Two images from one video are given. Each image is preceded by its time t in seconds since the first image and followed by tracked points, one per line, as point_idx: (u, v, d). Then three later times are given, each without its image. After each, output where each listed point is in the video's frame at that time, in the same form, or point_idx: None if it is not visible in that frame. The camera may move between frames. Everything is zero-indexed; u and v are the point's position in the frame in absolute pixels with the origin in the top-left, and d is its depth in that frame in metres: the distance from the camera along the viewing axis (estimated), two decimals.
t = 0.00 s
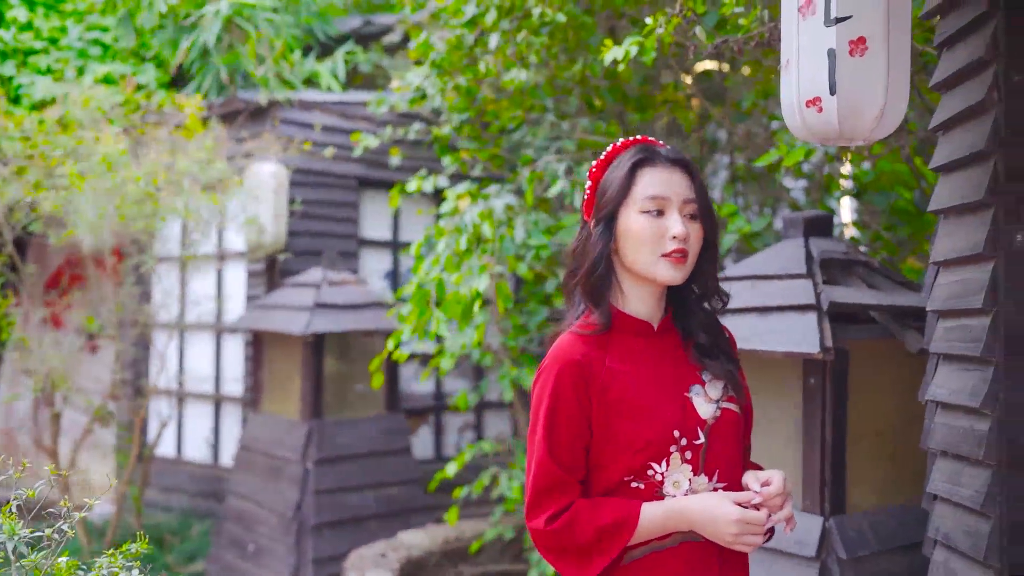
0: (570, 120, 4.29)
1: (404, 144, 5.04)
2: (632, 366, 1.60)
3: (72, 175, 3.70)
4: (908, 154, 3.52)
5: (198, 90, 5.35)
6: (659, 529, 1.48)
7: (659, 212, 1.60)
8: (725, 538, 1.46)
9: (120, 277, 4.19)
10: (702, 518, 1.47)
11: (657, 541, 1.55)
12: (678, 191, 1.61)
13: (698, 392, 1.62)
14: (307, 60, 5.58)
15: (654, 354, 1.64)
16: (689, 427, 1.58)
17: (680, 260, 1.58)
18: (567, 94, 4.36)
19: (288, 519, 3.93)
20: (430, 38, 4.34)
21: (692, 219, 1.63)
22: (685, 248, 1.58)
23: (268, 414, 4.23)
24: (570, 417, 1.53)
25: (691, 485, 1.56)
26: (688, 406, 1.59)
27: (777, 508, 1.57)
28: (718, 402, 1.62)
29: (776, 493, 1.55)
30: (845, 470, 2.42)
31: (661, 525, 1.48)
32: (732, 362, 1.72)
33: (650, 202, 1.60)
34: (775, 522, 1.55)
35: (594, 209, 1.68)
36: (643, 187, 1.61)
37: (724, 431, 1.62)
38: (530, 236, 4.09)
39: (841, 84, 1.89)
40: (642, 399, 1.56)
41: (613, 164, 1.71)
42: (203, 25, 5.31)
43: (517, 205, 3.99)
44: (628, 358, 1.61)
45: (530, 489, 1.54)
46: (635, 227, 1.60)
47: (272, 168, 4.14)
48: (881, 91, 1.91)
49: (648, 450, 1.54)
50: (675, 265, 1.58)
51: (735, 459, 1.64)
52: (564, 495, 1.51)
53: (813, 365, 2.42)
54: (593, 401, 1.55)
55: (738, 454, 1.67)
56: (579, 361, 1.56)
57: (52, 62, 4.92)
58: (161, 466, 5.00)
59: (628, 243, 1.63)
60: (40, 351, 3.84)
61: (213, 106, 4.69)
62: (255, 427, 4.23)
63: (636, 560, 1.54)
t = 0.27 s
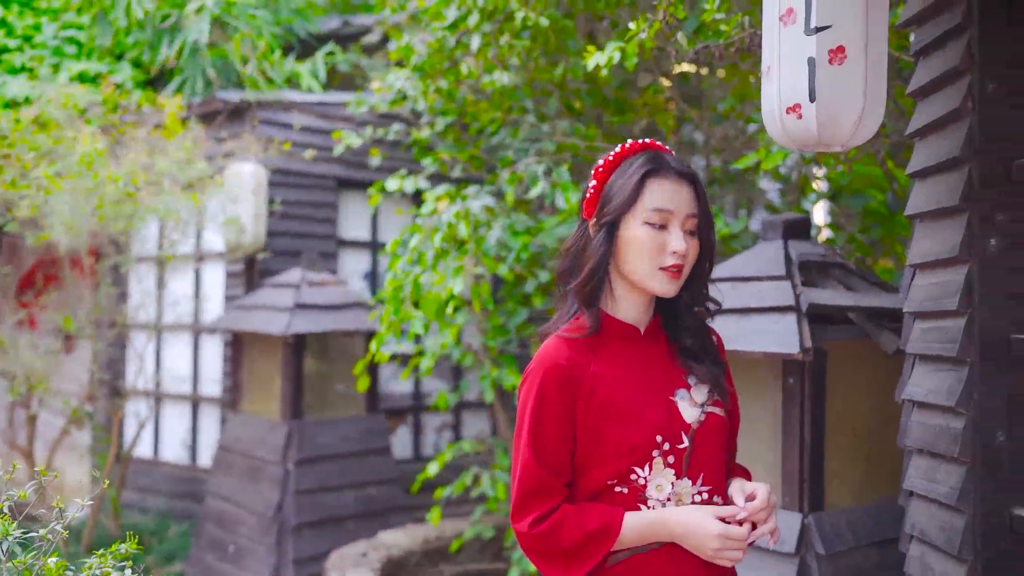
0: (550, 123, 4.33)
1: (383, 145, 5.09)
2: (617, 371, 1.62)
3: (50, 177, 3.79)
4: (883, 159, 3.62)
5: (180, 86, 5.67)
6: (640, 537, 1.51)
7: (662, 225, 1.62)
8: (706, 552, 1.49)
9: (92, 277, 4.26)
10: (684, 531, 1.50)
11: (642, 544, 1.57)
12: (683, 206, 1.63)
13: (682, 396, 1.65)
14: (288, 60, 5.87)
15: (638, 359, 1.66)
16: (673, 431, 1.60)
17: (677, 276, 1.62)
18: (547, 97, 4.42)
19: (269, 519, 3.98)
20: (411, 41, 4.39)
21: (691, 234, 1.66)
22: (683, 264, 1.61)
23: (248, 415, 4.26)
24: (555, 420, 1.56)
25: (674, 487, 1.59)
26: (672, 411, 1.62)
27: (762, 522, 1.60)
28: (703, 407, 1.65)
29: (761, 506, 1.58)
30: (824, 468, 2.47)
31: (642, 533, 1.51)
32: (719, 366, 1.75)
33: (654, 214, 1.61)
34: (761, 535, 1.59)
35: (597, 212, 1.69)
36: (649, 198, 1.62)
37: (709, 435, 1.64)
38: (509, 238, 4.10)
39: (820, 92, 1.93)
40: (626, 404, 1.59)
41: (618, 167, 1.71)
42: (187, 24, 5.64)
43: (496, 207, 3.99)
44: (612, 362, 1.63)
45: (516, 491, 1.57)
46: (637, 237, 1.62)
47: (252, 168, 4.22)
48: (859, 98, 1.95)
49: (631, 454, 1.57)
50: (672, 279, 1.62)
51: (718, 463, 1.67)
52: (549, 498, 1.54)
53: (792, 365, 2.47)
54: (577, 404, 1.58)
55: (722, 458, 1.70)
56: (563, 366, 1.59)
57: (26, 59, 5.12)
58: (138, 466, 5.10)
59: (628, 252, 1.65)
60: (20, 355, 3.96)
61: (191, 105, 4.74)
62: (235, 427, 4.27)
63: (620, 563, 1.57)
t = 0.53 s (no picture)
0: (529, 124, 4.37)
1: (361, 145, 5.12)
2: (594, 369, 1.65)
3: (24, 176, 3.88)
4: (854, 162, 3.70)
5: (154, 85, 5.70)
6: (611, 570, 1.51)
7: (658, 237, 1.63)
8: None
9: (65, 277, 4.27)
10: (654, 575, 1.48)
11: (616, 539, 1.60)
12: (682, 221, 1.63)
13: (659, 395, 1.67)
14: (264, 61, 5.89)
15: (616, 357, 1.69)
16: (648, 430, 1.63)
17: (664, 288, 1.64)
18: (525, 98, 4.47)
19: (246, 520, 3.97)
20: (390, 41, 4.42)
21: (684, 248, 1.67)
22: (672, 278, 1.63)
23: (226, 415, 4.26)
24: (529, 417, 1.60)
25: (648, 486, 1.62)
26: (648, 409, 1.65)
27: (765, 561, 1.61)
28: (679, 406, 1.68)
29: (768, 551, 1.58)
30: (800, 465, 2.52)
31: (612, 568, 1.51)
32: (699, 366, 1.77)
33: (653, 226, 1.62)
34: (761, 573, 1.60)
35: (597, 214, 1.68)
36: (651, 209, 1.62)
37: (684, 434, 1.67)
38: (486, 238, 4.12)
39: (798, 98, 1.97)
40: (601, 403, 1.61)
41: (623, 170, 1.70)
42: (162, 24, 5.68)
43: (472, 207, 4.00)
44: (590, 360, 1.66)
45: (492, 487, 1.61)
46: (633, 246, 1.63)
47: (228, 168, 4.20)
48: (836, 104, 1.99)
49: (606, 452, 1.60)
50: (659, 291, 1.64)
51: (694, 462, 1.70)
52: (522, 496, 1.58)
53: (769, 364, 2.52)
54: (553, 402, 1.61)
55: (698, 457, 1.72)
56: (540, 364, 1.62)
57: None
58: (112, 469, 5.13)
59: (621, 258, 1.65)
60: None
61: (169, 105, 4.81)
62: (211, 428, 4.27)
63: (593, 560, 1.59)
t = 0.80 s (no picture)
0: (508, 125, 4.39)
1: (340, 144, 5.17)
2: (573, 371, 1.66)
3: None
4: (829, 164, 3.76)
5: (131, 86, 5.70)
6: None
7: (649, 247, 1.64)
8: None
9: (41, 277, 4.26)
10: None
11: (595, 539, 1.61)
12: (675, 232, 1.64)
13: (639, 397, 1.68)
14: (242, 60, 5.88)
15: (596, 359, 1.71)
16: (627, 433, 1.64)
17: (650, 296, 1.66)
18: (505, 99, 4.50)
19: (224, 521, 3.96)
20: (369, 42, 4.43)
21: (674, 258, 1.69)
22: (659, 288, 1.65)
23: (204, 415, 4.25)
24: (508, 418, 1.62)
25: (627, 488, 1.62)
26: (628, 411, 1.66)
27: None
28: (659, 408, 1.69)
29: None
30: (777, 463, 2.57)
31: None
32: (681, 369, 1.78)
33: (645, 235, 1.63)
34: None
35: (591, 218, 1.68)
36: (645, 219, 1.62)
37: (664, 435, 1.68)
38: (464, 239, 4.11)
39: (778, 103, 2.00)
40: (580, 405, 1.63)
41: (620, 176, 1.69)
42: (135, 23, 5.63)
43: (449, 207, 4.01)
44: (569, 362, 1.68)
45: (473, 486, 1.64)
46: (624, 254, 1.64)
47: (207, 167, 4.28)
48: (815, 110, 2.03)
49: (585, 453, 1.62)
50: (645, 299, 1.66)
51: (673, 463, 1.70)
52: (501, 496, 1.61)
53: (747, 363, 2.56)
54: (532, 404, 1.63)
55: (678, 458, 1.73)
56: (519, 366, 1.64)
57: None
58: (88, 470, 5.15)
59: (612, 264, 1.66)
60: None
61: (147, 104, 4.80)
62: (189, 428, 4.27)
63: (572, 561, 1.61)
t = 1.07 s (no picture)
0: (487, 125, 4.40)
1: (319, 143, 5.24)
2: (558, 369, 1.71)
3: None
4: (804, 165, 3.82)
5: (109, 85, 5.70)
6: None
7: (638, 248, 1.67)
8: None
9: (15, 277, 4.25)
10: None
11: (578, 534, 1.67)
12: (663, 234, 1.68)
13: (623, 394, 1.73)
14: (219, 58, 5.86)
15: (582, 357, 1.75)
16: (611, 430, 1.69)
17: (637, 296, 1.70)
18: (483, 100, 4.53)
19: (202, 520, 4.01)
20: (348, 41, 4.43)
21: (662, 258, 1.72)
22: (646, 288, 1.69)
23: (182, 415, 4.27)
24: (494, 414, 1.67)
25: (610, 483, 1.68)
26: (612, 408, 1.71)
27: None
28: (642, 405, 1.74)
29: None
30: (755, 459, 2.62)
31: None
32: (666, 367, 1.83)
33: (635, 237, 1.66)
34: None
35: (581, 218, 1.71)
36: (634, 220, 1.65)
37: (647, 432, 1.73)
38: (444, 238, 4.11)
39: (757, 107, 2.04)
40: (564, 402, 1.68)
41: (611, 176, 1.72)
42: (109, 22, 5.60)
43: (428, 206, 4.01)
44: (555, 360, 1.73)
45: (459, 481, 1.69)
46: (613, 255, 1.67)
47: (185, 167, 4.28)
48: (794, 113, 2.06)
49: (568, 450, 1.67)
50: (632, 299, 1.70)
51: (657, 459, 1.76)
52: (486, 492, 1.66)
53: (725, 361, 2.61)
54: (518, 401, 1.68)
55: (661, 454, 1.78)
56: (503, 364, 1.69)
57: None
58: (64, 471, 5.17)
59: (601, 264, 1.70)
60: None
61: (121, 103, 4.77)
62: (166, 428, 4.28)
63: (555, 554, 1.67)
